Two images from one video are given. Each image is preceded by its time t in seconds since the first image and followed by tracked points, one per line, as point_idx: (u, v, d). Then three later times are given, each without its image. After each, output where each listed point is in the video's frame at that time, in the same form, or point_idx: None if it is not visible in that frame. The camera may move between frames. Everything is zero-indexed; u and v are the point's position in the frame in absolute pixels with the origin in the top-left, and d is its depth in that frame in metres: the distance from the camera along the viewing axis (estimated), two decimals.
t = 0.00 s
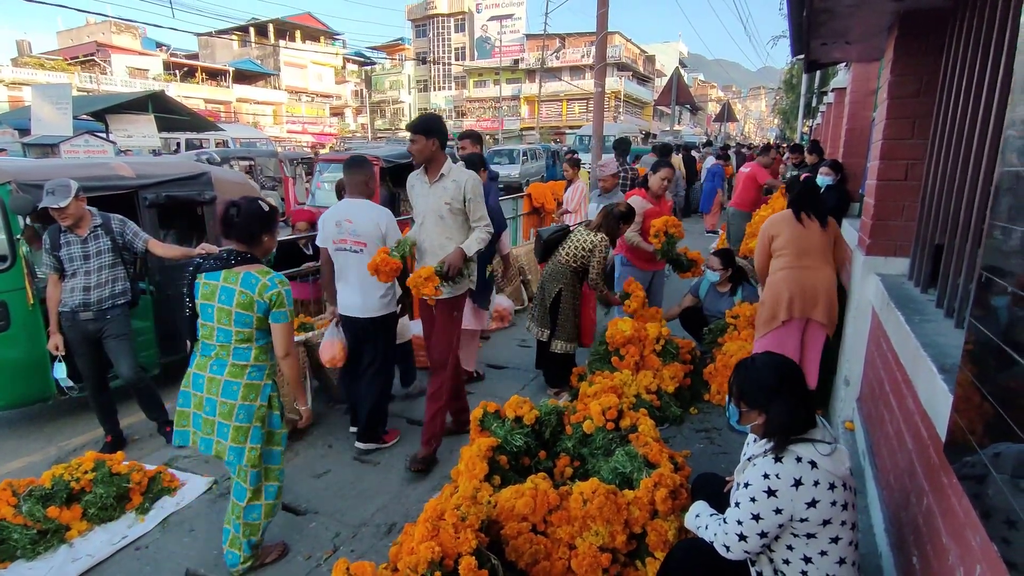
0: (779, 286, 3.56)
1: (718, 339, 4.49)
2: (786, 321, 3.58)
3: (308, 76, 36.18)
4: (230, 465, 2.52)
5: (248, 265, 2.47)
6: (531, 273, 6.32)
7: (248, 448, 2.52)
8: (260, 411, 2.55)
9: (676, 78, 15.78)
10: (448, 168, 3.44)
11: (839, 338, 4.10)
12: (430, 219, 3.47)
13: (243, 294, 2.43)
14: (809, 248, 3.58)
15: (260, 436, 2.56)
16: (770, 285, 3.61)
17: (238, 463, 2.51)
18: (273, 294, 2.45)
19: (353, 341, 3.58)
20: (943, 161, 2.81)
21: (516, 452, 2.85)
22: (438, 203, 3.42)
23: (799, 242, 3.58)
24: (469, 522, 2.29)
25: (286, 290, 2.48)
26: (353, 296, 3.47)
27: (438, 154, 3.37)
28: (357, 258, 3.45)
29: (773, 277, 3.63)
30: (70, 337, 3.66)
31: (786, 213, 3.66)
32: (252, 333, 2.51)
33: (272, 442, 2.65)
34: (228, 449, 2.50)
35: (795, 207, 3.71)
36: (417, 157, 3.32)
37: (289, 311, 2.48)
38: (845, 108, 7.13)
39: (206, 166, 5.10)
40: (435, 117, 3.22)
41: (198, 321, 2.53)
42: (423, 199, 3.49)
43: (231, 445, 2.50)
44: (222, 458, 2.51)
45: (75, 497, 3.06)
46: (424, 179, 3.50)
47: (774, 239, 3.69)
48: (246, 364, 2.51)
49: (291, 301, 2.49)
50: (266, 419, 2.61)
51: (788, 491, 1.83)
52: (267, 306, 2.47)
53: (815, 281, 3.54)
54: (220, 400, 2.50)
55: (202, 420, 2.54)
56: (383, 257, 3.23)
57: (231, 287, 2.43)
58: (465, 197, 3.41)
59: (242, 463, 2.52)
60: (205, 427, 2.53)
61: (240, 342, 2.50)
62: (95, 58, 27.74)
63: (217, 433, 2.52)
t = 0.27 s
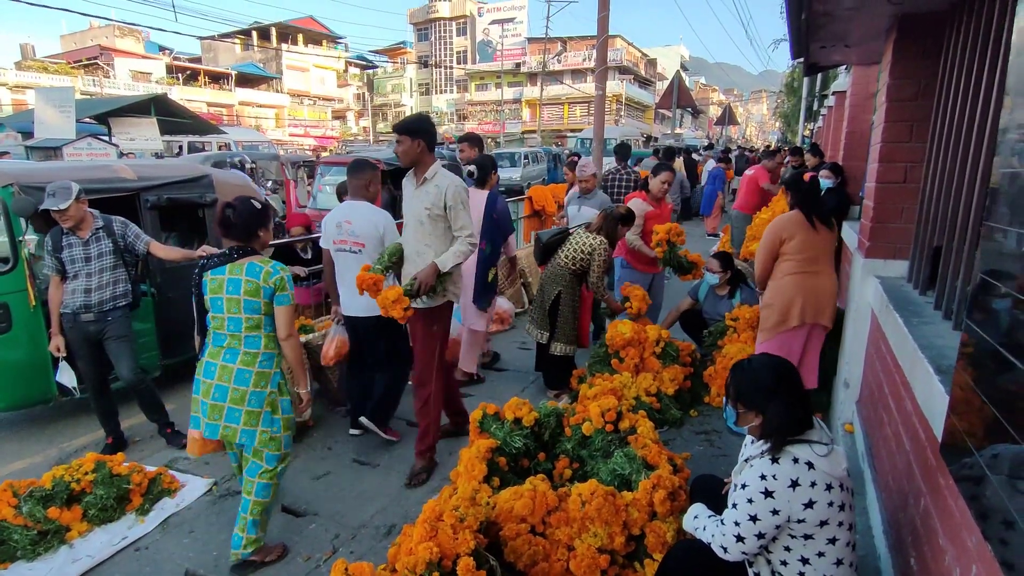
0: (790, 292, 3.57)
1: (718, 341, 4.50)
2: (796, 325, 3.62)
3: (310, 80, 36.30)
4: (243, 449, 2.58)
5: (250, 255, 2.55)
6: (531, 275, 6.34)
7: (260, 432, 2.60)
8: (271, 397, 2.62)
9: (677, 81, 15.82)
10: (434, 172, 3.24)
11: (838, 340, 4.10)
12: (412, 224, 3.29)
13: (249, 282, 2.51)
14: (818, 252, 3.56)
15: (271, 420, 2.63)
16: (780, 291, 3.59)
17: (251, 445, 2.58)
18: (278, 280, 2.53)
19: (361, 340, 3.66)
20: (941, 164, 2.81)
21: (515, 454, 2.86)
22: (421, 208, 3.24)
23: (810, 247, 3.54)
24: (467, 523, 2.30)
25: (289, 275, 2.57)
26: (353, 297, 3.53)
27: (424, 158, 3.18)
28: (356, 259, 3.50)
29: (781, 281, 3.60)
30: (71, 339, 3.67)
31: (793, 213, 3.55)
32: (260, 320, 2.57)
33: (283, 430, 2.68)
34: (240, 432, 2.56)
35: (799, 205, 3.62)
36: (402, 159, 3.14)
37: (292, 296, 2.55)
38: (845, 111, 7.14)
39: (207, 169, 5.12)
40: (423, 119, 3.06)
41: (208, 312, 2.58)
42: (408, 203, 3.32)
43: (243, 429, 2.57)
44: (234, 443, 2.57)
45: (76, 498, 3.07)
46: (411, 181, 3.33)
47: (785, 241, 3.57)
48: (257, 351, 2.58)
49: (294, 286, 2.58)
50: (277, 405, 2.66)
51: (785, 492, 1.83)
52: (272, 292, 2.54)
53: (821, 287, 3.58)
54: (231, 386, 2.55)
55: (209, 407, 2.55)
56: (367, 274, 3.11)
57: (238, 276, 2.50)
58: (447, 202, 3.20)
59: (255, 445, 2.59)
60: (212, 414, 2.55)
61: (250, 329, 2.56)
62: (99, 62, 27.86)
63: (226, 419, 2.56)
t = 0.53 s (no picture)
0: (805, 297, 3.59)
1: (720, 344, 4.50)
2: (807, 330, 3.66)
3: (313, 84, 36.42)
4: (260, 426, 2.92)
5: (255, 249, 2.89)
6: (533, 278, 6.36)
7: (274, 411, 2.94)
8: (281, 379, 2.96)
9: (680, 85, 15.85)
10: (423, 173, 3.21)
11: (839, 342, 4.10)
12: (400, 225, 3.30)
13: (256, 272, 2.86)
14: (826, 256, 3.60)
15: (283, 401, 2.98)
16: (795, 295, 3.60)
17: (267, 423, 2.93)
18: (283, 268, 2.91)
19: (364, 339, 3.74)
20: (941, 167, 2.83)
21: (517, 455, 2.87)
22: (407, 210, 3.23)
23: (821, 251, 3.57)
24: (469, 524, 2.30)
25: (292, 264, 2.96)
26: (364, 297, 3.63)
27: (411, 159, 3.16)
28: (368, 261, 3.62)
29: (795, 285, 3.60)
30: (75, 340, 3.69)
31: (803, 214, 3.54)
32: (268, 309, 2.91)
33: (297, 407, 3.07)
34: (256, 411, 2.90)
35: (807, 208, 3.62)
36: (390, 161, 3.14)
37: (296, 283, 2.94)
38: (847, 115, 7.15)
39: (210, 172, 5.15)
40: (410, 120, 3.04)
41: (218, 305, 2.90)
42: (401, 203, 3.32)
43: (259, 409, 2.91)
44: (251, 421, 2.90)
45: (79, 498, 3.08)
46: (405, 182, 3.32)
47: (799, 242, 3.54)
48: (267, 338, 2.90)
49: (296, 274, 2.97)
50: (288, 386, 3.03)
51: (786, 491, 1.84)
52: (279, 280, 2.91)
53: (827, 291, 3.64)
54: (245, 371, 2.86)
55: (226, 391, 2.87)
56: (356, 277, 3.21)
57: (245, 268, 2.85)
58: (434, 206, 3.17)
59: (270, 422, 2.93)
60: (229, 397, 2.87)
61: (260, 318, 2.89)
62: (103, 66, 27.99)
63: (242, 401, 2.89)
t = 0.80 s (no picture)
0: (805, 303, 3.64)
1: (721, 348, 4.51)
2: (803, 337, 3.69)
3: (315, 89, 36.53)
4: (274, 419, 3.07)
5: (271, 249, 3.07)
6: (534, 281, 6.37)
7: (288, 405, 3.09)
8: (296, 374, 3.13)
9: (680, 90, 15.90)
10: (413, 177, 3.19)
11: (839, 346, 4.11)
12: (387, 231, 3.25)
13: (272, 270, 3.03)
14: (826, 262, 3.64)
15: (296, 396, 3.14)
16: (796, 302, 3.64)
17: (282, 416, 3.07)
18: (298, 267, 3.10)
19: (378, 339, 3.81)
20: (940, 171, 2.84)
21: (518, 457, 2.88)
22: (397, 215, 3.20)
23: (822, 257, 3.60)
24: (470, 525, 2.31)
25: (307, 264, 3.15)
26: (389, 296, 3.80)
27: (401, 162, 3.13)
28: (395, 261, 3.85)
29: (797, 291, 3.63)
30: (78, 343, 3.70)
31: (807, 219, 3.57)
32: (283, 305, 3.08)
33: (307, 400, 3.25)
34: (272, 405, 3.05)
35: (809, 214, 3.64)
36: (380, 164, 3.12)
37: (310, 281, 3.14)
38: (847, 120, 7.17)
39: (213, 175, 5.17)
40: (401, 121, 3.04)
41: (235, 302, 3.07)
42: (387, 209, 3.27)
43: (274, 402, 3.06)
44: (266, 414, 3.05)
45: (81, 499, 3.07)
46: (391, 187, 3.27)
47: (802, 247, 3.55)
48: (282, 333, 3.07)
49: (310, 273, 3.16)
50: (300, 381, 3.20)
51: (787, 492, 1.84)
52: (293, 278, 3.09)
53: (824, 296, 3.69)
54: (261, 365, 3.03)
55: (243, 385, 3.03)
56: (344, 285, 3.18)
57: (261, 266, 3.02)
58: (427, 211, 3.17)
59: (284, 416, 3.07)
60: (245, 390, 3.03)
61: (275, 314, 3.06)
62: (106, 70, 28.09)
63: (258, 394, 3.05)
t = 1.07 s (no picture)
0: (803, 309, 3.63)
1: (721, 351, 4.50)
2: (801, 344, 3.67)
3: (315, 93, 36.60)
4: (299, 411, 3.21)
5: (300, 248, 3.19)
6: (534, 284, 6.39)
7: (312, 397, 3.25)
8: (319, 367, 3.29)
9: (680, 95, 15.94)
10: (394, 184, 3.08)
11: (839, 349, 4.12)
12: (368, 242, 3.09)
13: (303, 269, 3.15)
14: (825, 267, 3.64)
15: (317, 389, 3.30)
16: (795, 307, 3.63)
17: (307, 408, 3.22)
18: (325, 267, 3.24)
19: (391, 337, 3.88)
20: (940, 174, 2.86)
21: (518, 459, 2.88)
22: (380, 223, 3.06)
23: (821, 263, 3.61)
24: (471, 525, 2.31)
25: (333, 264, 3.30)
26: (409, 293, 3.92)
27: (378, 169, 3.03)
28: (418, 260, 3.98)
29: (796, 297, 3.62)
30: (79, 343, 3.71)
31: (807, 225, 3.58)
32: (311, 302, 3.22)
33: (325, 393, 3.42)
34: (299, 398, 3.19)
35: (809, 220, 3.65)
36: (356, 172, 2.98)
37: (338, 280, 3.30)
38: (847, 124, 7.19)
39: (214, 177, 5.18)
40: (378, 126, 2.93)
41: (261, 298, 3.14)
42: (364, 220, 3.12)
43: (302, 395, 3.20)
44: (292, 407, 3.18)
45: (81, 500, 3.07)
46: (367, 197, 3.13)
47: (802, 253, 3.57)
48: (308, 330, 3.20)
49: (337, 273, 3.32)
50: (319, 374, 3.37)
51: (788, 494, 1.85)
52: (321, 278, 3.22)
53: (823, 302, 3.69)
54: (290, 359, 3.15)
55: (270, 379, 3.13)
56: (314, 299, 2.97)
57: (292, 265, 3.13)
58: (412, 218, 3.05)
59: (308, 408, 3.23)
60: (273, 385, 3.13)
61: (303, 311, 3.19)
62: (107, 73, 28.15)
63: (285, 388, 3.16)
